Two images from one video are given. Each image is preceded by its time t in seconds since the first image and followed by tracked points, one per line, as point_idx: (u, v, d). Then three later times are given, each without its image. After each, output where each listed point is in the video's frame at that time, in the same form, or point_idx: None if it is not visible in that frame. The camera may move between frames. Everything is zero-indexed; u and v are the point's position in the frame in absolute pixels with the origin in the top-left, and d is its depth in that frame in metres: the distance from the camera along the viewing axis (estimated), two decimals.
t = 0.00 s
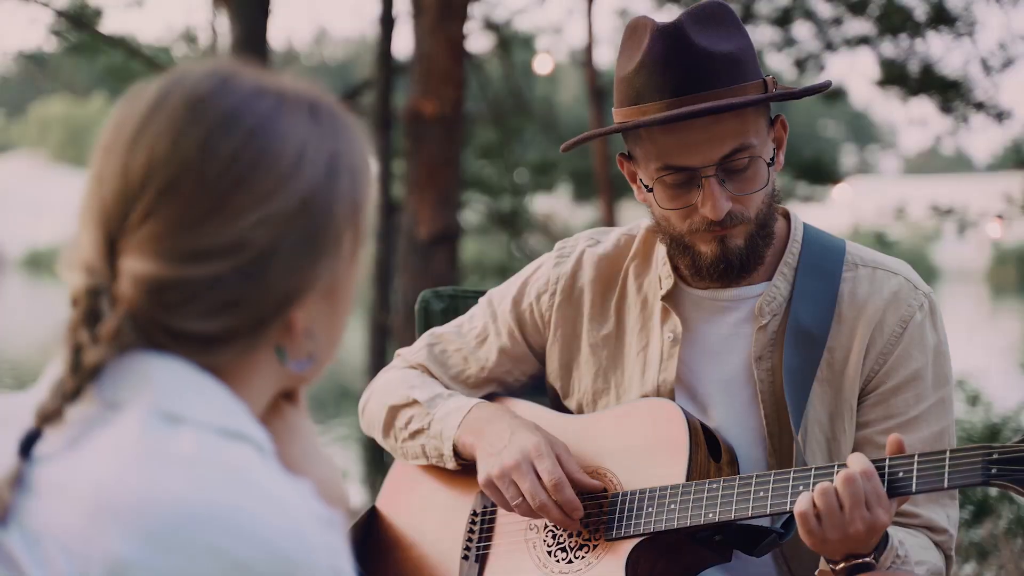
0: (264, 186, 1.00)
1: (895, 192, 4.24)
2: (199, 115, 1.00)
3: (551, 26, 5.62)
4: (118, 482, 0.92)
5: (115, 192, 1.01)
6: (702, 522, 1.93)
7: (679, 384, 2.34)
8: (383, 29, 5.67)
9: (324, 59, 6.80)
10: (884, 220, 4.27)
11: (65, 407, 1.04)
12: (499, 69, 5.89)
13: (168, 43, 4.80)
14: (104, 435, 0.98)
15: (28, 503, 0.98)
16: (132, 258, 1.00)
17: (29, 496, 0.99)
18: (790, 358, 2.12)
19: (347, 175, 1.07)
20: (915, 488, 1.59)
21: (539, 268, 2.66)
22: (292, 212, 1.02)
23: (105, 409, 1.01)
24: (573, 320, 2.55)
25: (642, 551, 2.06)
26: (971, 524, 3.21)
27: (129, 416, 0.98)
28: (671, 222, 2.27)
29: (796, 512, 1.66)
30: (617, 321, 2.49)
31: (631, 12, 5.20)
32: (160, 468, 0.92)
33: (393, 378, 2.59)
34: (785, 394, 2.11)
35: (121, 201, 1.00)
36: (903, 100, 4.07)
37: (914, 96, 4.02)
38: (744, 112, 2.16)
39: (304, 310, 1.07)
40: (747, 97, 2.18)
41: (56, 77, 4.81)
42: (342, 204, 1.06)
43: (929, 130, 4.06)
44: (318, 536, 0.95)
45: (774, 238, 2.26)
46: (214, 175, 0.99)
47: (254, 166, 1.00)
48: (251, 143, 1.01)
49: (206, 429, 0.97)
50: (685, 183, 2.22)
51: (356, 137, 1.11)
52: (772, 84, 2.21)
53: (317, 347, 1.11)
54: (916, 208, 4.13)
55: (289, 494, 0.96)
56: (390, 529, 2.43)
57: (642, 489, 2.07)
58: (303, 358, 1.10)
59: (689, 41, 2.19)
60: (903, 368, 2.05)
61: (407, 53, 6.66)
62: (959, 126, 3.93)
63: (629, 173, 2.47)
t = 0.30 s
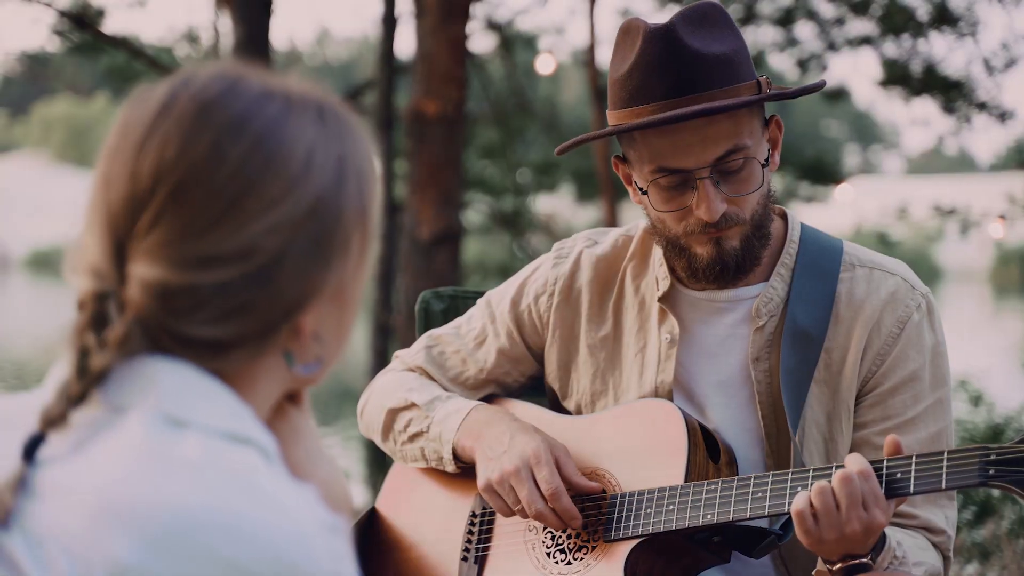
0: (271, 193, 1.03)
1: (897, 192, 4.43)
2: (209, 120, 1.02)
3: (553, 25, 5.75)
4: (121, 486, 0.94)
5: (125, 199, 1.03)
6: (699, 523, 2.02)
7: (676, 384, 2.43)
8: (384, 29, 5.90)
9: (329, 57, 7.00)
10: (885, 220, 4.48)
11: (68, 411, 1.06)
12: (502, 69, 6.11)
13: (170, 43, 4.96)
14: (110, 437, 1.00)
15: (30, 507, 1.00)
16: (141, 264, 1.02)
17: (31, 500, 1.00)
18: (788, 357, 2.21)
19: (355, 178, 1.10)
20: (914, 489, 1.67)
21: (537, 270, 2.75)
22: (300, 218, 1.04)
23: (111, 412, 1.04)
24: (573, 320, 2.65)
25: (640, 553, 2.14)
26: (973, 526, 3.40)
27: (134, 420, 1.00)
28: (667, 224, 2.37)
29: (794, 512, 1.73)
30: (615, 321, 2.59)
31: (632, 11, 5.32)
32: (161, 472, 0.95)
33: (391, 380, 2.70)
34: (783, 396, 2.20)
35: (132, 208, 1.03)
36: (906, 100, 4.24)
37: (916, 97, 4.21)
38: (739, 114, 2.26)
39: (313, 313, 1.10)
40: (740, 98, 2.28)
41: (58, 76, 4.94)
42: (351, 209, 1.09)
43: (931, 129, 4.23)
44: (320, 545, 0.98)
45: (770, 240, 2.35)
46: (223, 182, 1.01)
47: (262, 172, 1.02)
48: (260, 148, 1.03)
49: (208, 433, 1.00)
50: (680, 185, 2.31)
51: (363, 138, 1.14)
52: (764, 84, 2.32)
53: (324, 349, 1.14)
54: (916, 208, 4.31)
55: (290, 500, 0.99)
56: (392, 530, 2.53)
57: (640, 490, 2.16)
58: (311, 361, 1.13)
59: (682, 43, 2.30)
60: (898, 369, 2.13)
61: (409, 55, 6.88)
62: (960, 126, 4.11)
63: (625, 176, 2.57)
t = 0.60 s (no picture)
0: (275, 197, 1.06)
1: (901, 193, 4.71)
2: (211, 123, 1.06)
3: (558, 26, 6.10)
4: (122, 489, 0.97)
5: (127, 203, 1.06)
6: (698, 524, 2.06)
7: (675, 387, 2.49)
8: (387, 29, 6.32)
9: (335, 59, 7.26)
10: (889, 220, 4.79)
11: (67, 415, 1.07)
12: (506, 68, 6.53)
13: (174, 44, 5.00)
14: (109, 438, 1.03)
15: (27, 509, 1.03)
16: (143, 269, 1.05)
17: (30, 502, 1.03)
18: (787, 360, 2.26)
19: (357, 182, 1.14)
20: (912, 491, 1.72)
21: (534, 272, 2.81)
22: (304, 222, 1.08)
23: (109, 415, 1.06)
24: (571, 323, 2.72)
25: (639, 554, 2.18)
26: (976, 527, 3.47)
27: (133, 421, 1.03)
28: (664, 229, 2.40)
29: (792, 513, 1.79)
30: (612, 324, 2.66)
31: (635, 12, 5.52)
32: (162, 474, 0.98)
33: (389, 383, 2.78)
34: (782, 399, 2.25)
35: (133, 210, 1.05)
36: (910, 100, 4.38)
37: (920, 96, 4.33)
38: (733, 119, 2.29)
39: (315, 317, 1.13)
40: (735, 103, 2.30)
41: (63, 77, 5.05)
42: (355, 213, 1.13)
43: (935, 129, 4.35)
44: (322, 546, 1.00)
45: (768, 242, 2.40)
46: (227, 186, 1.04)
47: (266, 175, 1.06)
48: (263, 153, 1.06)
49: (207, 435, 1.02)
50: (676, 190, 2.34)
51: (364, 142, 1.18)
52: (758, 86, 2.32)
53: (326, 352, 1.18)
54: (920, 209, 4.59)
55: (291, 502, 1.01)
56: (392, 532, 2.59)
57: (639, 493, 2.20)
58: (312, 365, 1.17)
59: (674, 49, 2.33)
60: (898, 370, 2.18)
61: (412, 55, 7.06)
62: (965, 126, 4.23)
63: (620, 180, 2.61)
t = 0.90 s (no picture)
0: (275, 198, 1.08)
1: (904, 193, 4.71)
2: (212, 123, 1.08)
3: (561, 26, 6.17)
4: (118, 488, 1.00)
5: (127, 203, 1.07)
6: (697, 526, 2.10)
7: (675, 387, 2.53)
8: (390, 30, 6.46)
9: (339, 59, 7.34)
10: (894, 220, 4.78)
11: (64, 415, 1.11)
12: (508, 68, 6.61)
13: (178, 43, 5.09)
14: (106, 437, 1.06)
15: (23, 509, 1.07)
16: (140, 270, 1.07)
17: (25, 502, 1.07)
18: (787, 361, 2.29)
19: (356, 183, 1.16)
20: (911, 495, 1.76)
21: (535, 272, 2.86)
22: (302, 223, 1.10)
23: (105, 414, 1.09)
24: (571, 324, 2.76)
25: (639, 556, 2.22)
26: (980, 528, 3.46)
27: (130, 420, 1.06)
28: (663, 231, 2.42)
29: (791, 515, 1.83)
30: (613, 325, 2.70)
31: (640, 12, 5.56)
32: (156, 473, 1.00)
33: (390, 382, 2.83)
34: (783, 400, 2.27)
35: (131, 210, 1.07)
36: (913, 100, 4.37)
37: (923, 97, 4.32)
38: (731, 120, 2.30)
39: (313, 318, 1.16)
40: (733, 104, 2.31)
41: (68, 76, 5.17)
42: (353, 214, 1.15)
43: (939, 130, 4.34)
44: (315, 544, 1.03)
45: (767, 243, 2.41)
46: (226, 187, 1.06)
47: (265, 175, 1.08)
48: (262, 154, 1.09)
49: (201, 435, 1.05)
50: (675, 192, 2.36)
51: (364, 143, 1.20)
52: (756, 87, 2.33)
53: (324, 353, 1.20)
54: (925, 209, 4.57)
55: (284, 501, 1.03)
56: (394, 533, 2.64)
57: (639, 494, 2.25)
58: (310, 365, 1.20)
59: (672, 51, 2.33)
60: (899, 371, 2.20)
61: (417, 55, 7.24)
62: (969, 126, 4.20)
63: (620, 181, 2.62)
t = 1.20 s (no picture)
0: (274, 191, 1.11)
1: (911, 193, 4.70)
2: (211, 119, 1.11)
3: (567, 26, 6.25)
4: (115, 480, 1.03)
5: (127, 199, 1.10)
6: (700, 526, 2.12)
7: (678, 389, 2.55)
8: (396, 30, 6.51)
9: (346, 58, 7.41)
10: (900, 220, 4.77)
11: (66, 409, 1.14)
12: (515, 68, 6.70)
13: (185, 43, 5.16)
14: (105, 431, 1.09)
15: (24, 507, 1.11)
16: (139, 264, 1.09)
17: (26, 499, 1.11)
18: (790, 362, 2.30)
19: (354, 181, 1.18)
20: (914, 495, 1.77)
21: (538, 273, 2.88)
22: (299, 218, 1.12)
23: (104, 410, 1.12)
24: (574, 326, 2.79)
25: (642, 556, 2.24)
26: (986, 527, 3.46)
27: (127, 414, 1.09)
28: (666, 236, 2.45)
29: (793, 516, 1.85)
30: (616, 327, 2.72)
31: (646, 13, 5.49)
32: (151, 465, 1.03)
33: (394, 382, 2.85)
34: (786, 402, 2.29)
35: (131, 205, 1.10)
36: (919, 100, 4.38)
37: (930, 97, 4.32)
38: (734, 125, 2.32)
39: (309, 314, 1.18)
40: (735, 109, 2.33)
41: (74, 76, 5.22)
42: (351, 211, 1.17)
43: (946, 130, 4.35)
44: (307, 536, 1.05)
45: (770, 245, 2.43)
46: (224, 182, 1.09)
47: (263, 171, 1.10)
48: (261, 149, 1.11)
49: (197, 430, 1.07)
50: (677, 198, 2.38)
51: (364, 142, 1.23)
52: (758, 90, 2.37)
53: (320, 350, 1.22)
54: (932, 209, 4.56)
55: (277, 494, 1.06)
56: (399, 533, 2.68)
57: (642, 494, 2.27)
58: (307, 363, 1.22)
59: (673, 56, 2.34)
60: (903, 372, 2.22)
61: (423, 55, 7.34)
62: (976, 126, 4.21)
63: (622, 185, 2.64)
